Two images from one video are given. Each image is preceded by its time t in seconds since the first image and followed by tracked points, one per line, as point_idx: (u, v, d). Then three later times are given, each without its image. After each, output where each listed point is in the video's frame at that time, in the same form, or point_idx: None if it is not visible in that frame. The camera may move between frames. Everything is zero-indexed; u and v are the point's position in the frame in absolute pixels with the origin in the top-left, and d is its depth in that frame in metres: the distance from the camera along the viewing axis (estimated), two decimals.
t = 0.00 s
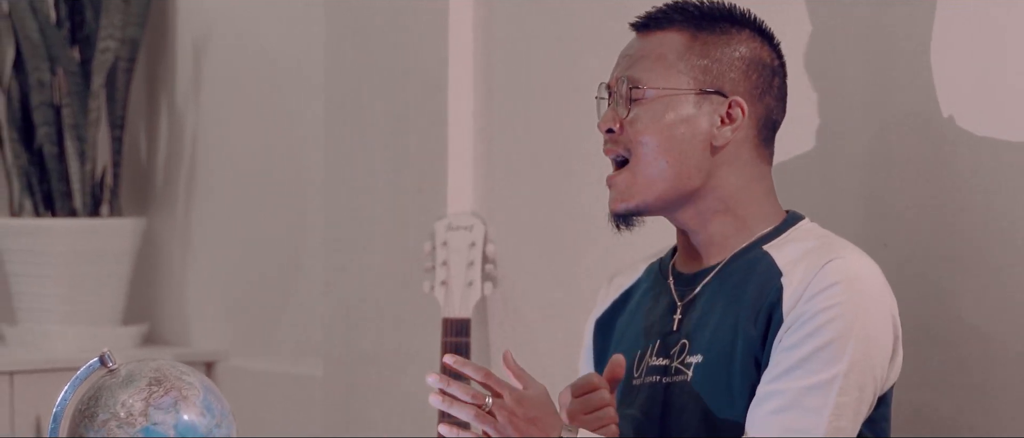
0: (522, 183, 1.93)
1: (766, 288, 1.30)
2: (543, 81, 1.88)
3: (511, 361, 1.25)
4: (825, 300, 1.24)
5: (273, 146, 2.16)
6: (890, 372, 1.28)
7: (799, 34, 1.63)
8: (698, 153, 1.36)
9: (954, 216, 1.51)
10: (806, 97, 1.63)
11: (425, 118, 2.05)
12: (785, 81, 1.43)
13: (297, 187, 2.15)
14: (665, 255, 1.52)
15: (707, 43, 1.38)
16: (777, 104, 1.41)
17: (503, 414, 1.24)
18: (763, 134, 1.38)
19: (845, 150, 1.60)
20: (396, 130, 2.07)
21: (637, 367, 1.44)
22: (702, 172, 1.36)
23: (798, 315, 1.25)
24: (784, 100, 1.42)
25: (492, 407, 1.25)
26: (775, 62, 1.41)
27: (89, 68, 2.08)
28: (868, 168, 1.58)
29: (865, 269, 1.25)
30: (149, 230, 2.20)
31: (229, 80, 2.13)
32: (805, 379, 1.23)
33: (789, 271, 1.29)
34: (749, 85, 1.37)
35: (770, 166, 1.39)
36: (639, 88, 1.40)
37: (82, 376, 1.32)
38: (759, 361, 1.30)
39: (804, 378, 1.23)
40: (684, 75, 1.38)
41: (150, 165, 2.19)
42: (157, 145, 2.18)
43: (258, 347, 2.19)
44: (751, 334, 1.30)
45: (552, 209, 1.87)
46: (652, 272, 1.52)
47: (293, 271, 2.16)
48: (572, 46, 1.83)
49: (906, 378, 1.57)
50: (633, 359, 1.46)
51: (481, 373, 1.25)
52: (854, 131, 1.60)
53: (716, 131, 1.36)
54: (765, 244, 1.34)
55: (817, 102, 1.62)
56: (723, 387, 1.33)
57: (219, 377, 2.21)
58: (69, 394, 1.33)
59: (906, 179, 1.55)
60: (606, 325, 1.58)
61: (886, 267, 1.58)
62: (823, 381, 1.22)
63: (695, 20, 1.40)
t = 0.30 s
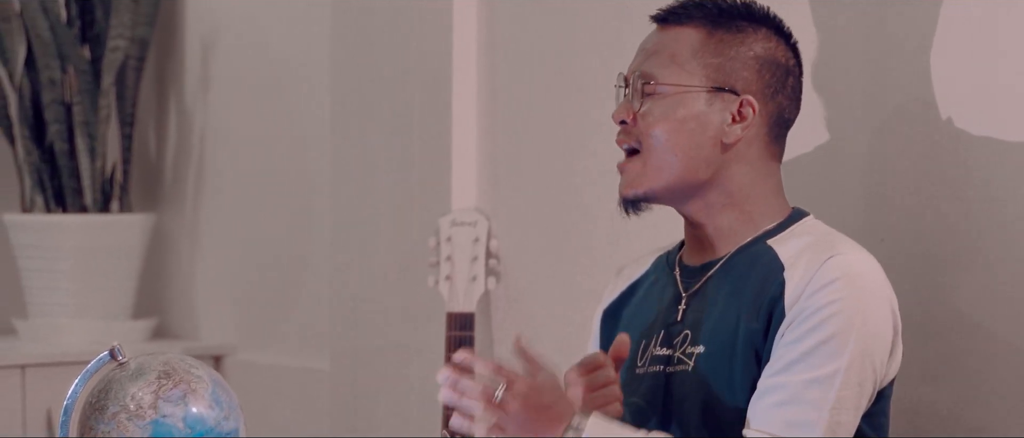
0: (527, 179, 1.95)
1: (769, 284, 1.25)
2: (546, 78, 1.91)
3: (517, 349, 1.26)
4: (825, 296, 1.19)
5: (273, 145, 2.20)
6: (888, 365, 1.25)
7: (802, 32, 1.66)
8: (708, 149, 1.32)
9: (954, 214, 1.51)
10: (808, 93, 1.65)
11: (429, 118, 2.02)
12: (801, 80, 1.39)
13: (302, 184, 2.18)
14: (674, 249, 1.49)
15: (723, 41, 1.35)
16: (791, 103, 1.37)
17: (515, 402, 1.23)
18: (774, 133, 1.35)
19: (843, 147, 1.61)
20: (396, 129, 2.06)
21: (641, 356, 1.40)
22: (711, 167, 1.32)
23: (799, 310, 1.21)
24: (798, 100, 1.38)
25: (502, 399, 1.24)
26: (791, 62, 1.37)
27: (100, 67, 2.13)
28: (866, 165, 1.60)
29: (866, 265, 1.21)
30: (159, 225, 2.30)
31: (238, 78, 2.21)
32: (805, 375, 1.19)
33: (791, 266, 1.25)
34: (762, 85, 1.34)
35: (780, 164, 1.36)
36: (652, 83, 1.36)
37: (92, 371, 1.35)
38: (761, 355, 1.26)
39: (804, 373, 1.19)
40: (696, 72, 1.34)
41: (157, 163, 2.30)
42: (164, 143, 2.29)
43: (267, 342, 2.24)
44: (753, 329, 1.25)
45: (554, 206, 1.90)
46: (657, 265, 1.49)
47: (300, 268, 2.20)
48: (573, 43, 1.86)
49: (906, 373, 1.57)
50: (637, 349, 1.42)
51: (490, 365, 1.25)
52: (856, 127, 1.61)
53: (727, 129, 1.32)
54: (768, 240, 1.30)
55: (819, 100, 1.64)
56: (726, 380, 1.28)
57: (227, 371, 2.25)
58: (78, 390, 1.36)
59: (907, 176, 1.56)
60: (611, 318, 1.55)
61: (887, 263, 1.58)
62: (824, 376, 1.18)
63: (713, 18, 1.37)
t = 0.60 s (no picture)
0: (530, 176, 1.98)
1: (765, 283, 1.26)
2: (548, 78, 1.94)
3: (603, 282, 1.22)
4: (822, 294, 1.18)
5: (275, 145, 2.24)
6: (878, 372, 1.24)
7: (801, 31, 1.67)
8: (720, 142, 1.33)
9: (953, 210, 1.53)
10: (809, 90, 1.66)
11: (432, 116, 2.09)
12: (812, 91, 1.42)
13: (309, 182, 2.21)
14: (667, 246, 1.50)
15: (751, 38, 1.35)
16: (801, 112, 1.39)
17: (585, 309, 1.20)
18: (782, 137, 1.37)
19: (840, 143, 1.64)
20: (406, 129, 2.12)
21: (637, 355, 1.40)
22: (720, 160, 1.33)
23: (796, 309, 1.20)
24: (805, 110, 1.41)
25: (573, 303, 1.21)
26: (806, 69, 1.39)
27: (109, 65, 2.15)
28: (865, 162, 1.61)
29: (861, 264, 1.20)
30: (168, 221, 2.34)
31: (247, 77, 2.24)
32: (803, 374, 1.17)
33: (787, 266, 1.25)
34: (780, 87, 1.35)
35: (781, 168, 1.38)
36: (677, 66, 1.36)
37: (102, 364, 1.40)
38: (758, 353, 1.26)
39: (801, 372, 1.17)
40: (722, 63, 1.34)
41: (167, 158, 2.34)
42: (173, 140, 2.33)
43: (272, 336, 2.26)
44: (751, 327, 1.25)
45: (555, 204, 1.93)
46: (653, 264, 1.50)
47: (307, 263, 2.22)
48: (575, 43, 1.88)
49: (903, 367, 1.60)
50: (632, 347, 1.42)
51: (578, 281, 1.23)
52: (854, 126, 1.62)
53: (742, 125, 1.33)
54: (763, 238, 1.31)
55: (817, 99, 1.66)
56: (725, 378, 1.28)
57: (235, 364, 2.29)
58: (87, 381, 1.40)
59: (907, 174, 1.58)
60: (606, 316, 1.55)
61: (884, 258, 1.60)
62: (821, 375, 1.16)
63: (744, 14, 1.37)
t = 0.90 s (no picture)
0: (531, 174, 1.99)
1: (750, 290, 1.33)
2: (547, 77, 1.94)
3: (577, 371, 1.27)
4: (811, 303, 1.25)
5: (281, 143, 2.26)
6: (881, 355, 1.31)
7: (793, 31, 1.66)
8: (708, 140, 1.38)
9: (950, 207, 1.57)
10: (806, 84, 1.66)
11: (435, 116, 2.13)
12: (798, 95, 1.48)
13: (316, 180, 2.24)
14: (652, 245, 1.54)
15: (744, 39, 1.41)
16: (785, 115, 1.45)
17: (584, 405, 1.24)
18: (767, 139, 1.42)
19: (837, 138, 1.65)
20: (408, 128, 2.15)
21: (630, 358, 1.46)
22: (707, 158, 1.39)
23: (790, 322, 1.27)
24: (790, 114, 1.47)
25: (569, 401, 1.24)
26: (793, 74, 1.45)
27: (119, 63, 2.20)
28: (866, 160, 1.63)
29: (841, 264, 1.27)
30: (176, 215, 2.40)
31: (255, 74, 2.27)
32: (814, 383, 1.24)
33: (771, 272, 1.32)
34: (769, 89, 1.41)
35: (763, 169, 1.44)
36: (670, 61, 1.41)
37: (112, 357, 1.50)
38: (748, 356, 1.33)
39: (812, 382, 1.24)
40: (715, 61, 1.39)
41: (176, 155, 2.40)
42: (182, 135, 2.38)
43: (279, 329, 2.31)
44: (741, 333, 1.33)
45: (557, 201, 1.94)
46: (638, 265, 1.55)
47: (313, 259, 2.25)
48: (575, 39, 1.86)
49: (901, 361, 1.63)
50: (623, 350, 1.48)
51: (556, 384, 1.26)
52: (852, 124, 1.64)
53: (730, 124, 1.38)
54: (743, 239, 1.38)
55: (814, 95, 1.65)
56: (715, 380, 1.35)
57: (242, 358, 2.34)
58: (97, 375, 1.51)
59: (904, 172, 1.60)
60: (596, 317, 1.60)
61: (881, 253, 1.63)
62: (831, 382, 1.23)
63: (738, 16, 1.42)
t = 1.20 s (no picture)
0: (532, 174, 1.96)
1: (733, 292, 1.61)
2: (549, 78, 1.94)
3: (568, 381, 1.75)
4: (803, 309, 1.55)
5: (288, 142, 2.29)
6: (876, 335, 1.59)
7: (788, 34, 1.68)
8: (677, 140, 1.67)
9: (944, 206, 1.60)
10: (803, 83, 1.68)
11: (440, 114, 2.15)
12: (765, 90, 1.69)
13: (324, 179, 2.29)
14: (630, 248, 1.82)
15: (702, 41, 1.67)
16: (754, 111, 1.68)
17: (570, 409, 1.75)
18: (736, 135, 1.67)
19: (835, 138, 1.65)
20: (414, 128, 2.18)
21: (614, 365, 1.73)
22: (677, 158, 1.67)
23: (790, 328, 1.56)
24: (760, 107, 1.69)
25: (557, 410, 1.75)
26: (757, 69, 1.68)
27: (128, 62, 2.24)
28: (865, 160, 1.64)
29: (819, 268, 1.56)
30: (184, 212, 2.42)
31: (261, 73, 2.28)
32: (828, 379, 1.53)
33: (751, 273, 1.60)
34: (732, 86, 1.67)
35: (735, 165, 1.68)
36: (633, 73, 1.69)
37: (121, 350, 1.58)
38: (734, 358, 1.61)
39: (826, 378, 1.54)
40: (676, 67, 1.67)
41: (183, 155, 2.41)
42: (190, 134, 2.39)
43: (286, 324, 2.36)
44: (726, 339, 1.61)
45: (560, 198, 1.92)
46: (619, 267, 1.83)
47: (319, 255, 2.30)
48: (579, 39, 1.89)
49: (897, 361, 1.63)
50: (609, 357, 1.75)
51: (546, 396, 1.76)
52: (852, 125, 1.64)
53: (698, 126, 1.66)
54: (720, 240, 1.64)
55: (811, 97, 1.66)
56: (694, 371, 1.64)
57: (249, 351, 2.40)
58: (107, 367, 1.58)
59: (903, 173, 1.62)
60: (581, 317, 1.88)
61: (880, 250, 1.64)
62: (843, 375, 1.53)
63: (695, 19, 1.68)
